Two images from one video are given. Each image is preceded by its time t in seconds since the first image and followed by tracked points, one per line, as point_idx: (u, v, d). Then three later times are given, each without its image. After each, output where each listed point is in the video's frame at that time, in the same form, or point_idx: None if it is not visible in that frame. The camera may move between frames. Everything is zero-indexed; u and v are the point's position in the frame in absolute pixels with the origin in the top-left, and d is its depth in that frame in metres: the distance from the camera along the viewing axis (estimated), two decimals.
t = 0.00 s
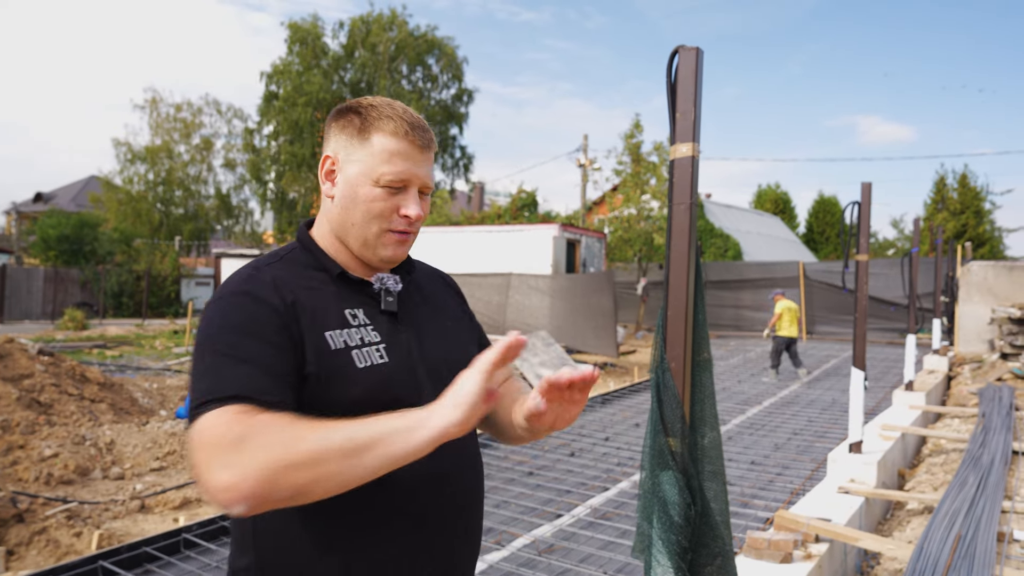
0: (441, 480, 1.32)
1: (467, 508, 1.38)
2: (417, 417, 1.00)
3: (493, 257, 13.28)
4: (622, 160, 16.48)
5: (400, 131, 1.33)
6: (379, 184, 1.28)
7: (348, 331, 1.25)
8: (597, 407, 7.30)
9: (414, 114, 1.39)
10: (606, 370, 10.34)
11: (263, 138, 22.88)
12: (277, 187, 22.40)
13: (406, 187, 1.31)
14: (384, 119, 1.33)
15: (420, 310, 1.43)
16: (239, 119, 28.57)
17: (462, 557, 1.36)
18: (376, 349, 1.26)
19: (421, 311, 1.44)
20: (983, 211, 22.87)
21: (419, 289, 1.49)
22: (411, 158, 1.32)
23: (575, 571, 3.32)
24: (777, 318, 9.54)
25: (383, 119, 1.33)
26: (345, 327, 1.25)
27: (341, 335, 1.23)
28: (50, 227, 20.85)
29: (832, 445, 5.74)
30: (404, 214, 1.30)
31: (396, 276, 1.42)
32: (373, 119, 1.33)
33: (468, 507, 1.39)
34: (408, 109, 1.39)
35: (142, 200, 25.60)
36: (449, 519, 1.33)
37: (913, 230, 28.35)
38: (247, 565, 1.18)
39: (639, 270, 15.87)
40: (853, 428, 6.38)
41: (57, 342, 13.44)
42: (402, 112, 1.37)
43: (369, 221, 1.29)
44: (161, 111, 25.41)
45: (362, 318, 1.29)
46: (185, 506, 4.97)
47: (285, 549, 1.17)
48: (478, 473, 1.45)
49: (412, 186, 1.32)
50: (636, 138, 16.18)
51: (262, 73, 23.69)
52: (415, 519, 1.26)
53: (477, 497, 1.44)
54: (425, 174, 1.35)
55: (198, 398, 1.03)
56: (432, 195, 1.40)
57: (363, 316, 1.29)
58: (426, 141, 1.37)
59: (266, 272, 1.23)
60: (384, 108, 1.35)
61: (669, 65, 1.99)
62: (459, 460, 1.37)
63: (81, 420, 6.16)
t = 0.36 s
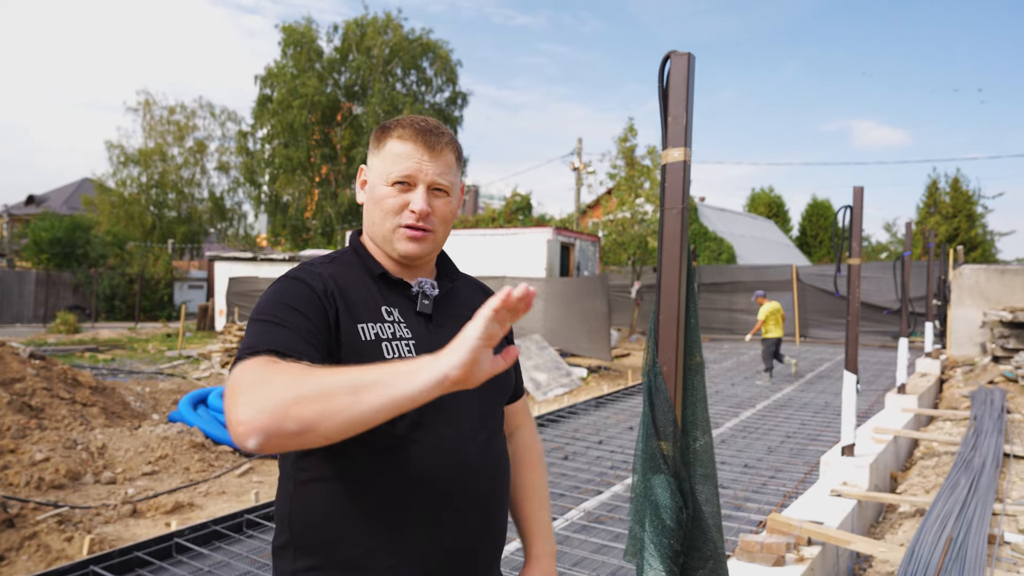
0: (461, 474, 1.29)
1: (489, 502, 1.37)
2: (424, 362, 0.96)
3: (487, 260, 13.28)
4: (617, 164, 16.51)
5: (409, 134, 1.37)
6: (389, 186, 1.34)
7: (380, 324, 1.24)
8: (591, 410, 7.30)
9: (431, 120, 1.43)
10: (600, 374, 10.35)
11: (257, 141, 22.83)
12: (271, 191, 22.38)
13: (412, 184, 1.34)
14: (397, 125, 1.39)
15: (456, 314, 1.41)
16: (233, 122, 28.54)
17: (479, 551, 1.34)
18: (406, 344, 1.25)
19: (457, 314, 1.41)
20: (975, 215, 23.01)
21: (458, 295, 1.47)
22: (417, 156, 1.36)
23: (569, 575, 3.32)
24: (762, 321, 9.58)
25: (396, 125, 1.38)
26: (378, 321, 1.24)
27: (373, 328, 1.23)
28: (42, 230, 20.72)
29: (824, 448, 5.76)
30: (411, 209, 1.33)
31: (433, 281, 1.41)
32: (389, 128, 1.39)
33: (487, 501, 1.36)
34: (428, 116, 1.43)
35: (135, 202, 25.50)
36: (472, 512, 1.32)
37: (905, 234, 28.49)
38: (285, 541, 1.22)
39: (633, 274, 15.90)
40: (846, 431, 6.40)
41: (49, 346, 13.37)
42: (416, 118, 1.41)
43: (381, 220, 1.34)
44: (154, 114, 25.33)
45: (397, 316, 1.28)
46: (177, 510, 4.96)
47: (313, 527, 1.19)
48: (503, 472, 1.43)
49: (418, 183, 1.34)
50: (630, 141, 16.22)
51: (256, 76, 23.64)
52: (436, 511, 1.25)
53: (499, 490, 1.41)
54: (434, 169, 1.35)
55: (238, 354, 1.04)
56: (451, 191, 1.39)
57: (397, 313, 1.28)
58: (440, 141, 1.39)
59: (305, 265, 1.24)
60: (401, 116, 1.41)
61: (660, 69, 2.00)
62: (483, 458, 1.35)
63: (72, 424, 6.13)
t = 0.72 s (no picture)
0: (447, 472, 1.26)
1: (481, 504, 1.33)
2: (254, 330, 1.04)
3: (480, 256, 13.25)
4: (609, 160, 16.51)
5: (409, 131, 1.41)
6: (388, 181, 1.39)
7: (366, 319, 1.25)
8: (583, 406, 7.30)
9: (434, 119, 1.47)
10: (592, 370, 10.35)
11: (248, 136, 22.69)
12: (262, 186, 22.27)
13: (411, 180, 1.38)
14: (399, 125, 1.44)
15: (458, 310, 1.38)
16: (224, 117, 28.35)
17: (469, 552, 1.31)
18: (391, 338, 1.24)
19: (460, 310, 1.39)
20: (965, 211, 23.14)
21: (466, 293, 1.44)
22: (416, 153, 1.40)
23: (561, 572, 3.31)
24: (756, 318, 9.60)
25: (397, 124, 1.44)
26: (365, 316, 1.25)
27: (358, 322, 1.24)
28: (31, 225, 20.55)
29: (815, 444, 5.78)
30: (408, 205, 1.37)
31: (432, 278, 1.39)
32: (391, 126, 1.44)
33: (478, 502, 1.32)
34: (430, 115, 1.47)
35: (125, 198, 25.31)
36: (456, 517, 1.28)
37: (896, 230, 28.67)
38: (279, 533, 1.25)
39: (625, 270, 15.93)
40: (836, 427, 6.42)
41: (37, 342, 13.25)
42: (419, 118, 1.46)
43: (382, 215, 1.38)
44: (144, 108, 25.15)
45: (387, 312, 1.28)
46: (168, 507, 4.92)
47: (301, 518, 1.22)
48: (498, 476, 1.38)
49: (417, 178, 1.38)
50: (623, 138, 16.23)
51: (247, 70, 23.46)
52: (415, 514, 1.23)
53: (494, 492, 1.37)
54: (431, 165, 1.39)
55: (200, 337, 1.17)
56: (450, 187, 1.42)
57: (388, 310, 1.28)
58: (438, 137, 1.43)
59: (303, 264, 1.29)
60: (402, 116, 1.46)
61: (652, 66, 1.98)
62: (473, 461, 1.31)
63: (61, 421, 6.07)
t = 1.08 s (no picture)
0: (411, 482, 1.24)
1: (452, 512, 1.30)
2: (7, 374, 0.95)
3: (472, 255, 13.23)
4: (601, 158, 16.51)
5: (379, 120, 1.39)
6: (357, 172, 1.37)
7: (324, 319, 1.25)
8: (575, 405, 7.29)
9: (407, 107, 1.44)
10: (585, 368, 10.35)
11: (239, 133, 22.57)
12: (252, 184, 22.17)
13: (380, 171, 1.36)
14: (370, 112, 1.41)
15: (429, 308, 1.35)
16: (214, 114, 28.18)
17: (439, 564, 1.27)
18: (350, 339, 1.24)
19: (432, 308, 1.36)
20: (955, 211, 23.28)
21: (441, 290, 1.41)
22: (386, 142, 1.37)
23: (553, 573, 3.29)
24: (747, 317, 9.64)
25: (367, 112, 1.41)
26: (323, 316, 1.25)
27: (315, 322, 1.24)
28: (20, 223, 20.37)
29: (807, 443, 5.79)
30: (377, 196, 1.35)
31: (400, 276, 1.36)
32: (360, 114, 1.42)
33: (447, 514, 1.28)
34: (405, 104, 1.45)
35: (114, 196, 25.11)
36: (424, 526, 1.25)
37: (886, 229, 28.86)
38: (243, 544, 1.25)
39: (618, 269, 15.95)
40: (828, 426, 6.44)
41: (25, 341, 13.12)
42: (391, 106, 1.43)
43: (351, 206, 1.36)
44: (134, 106, 24.95)
45: (348, 311, 1.27)
46: (157, 507, 4.88)
47: (262, 529, 1.21)
48: (475, 482, 1.35)
49: (386, 169, 1.36)
50: (615, 136, 16.23)
51: (238, 68, 23.30)
52: (379, 524, 1.21)
53: (468, 503, 1.33)
54: (401, 155, 1.37)
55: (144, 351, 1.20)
56: (421, 179, 1.40)
57: (350, 309, 1.28)
58: (410, 126, 1.40)
59: (265, 263, 1.31)
60: (375, 104, 1.44)
61: (647, 63, 1.97)
62: (446, 469, 1.28)
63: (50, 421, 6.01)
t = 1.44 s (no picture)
0: (384, 498, 1.20)
1: (430, 526, 1.26)
2: None
3: (466, 255, 13.20)
4: (595, 158, 16.49)
5: (343, 111, 1.35)
6: (322, 168, 1.33)
7: (288, 329, 1.21)
8: (571, 405, 7.27)
9: (372, 97, 1.40)
10: (580, 368, 10.32)
11: (231, 135, 22.46)
12: (245, 186, 22.09)
13: (347, 166, 1.33)
14: (332, 102, 1.37)
15: (401, 310, 1.32)
16: (207, 116, 28.06)
17: None
18: (316, 350, 1.21)
19: (404, 311, 1.33)
20: (948, 208, 23.35)
21: (412, 290, 1.38)
22: (353, 135, 1.34)
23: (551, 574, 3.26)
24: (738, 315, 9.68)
25: (330, 103, 1.37)
26: (287, 326, 1.22)
27: (277, 333, 1.21)
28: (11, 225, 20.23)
29: (804, 441, 5.78)
30: (345, 193, 1.31)
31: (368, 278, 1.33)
32: (321, 105, 1.38)
33: (426, 529, 1.26)
34: (369, 93, 1.41)
35: (107, 198, 24.97)
36: (402, 539, 1.22)
37: (879, 227, 28.95)
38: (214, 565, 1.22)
39: (612, 268, 15.94)
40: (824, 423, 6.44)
41: (17, 345, 13.03)
42: (356, 95, 1.39)
43: (317, 204, 1.32)
44: (126, 108, 24.80)
45: (314, 318, 1.24)
46: (151, 512, 4.83)
47: (230, 550, 1.18)
48: (455, 491, 1.32)
49: (354, 164, 1.33)
50: (608, 135, 16.22)
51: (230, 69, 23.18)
52: (356, 540, 1.18)
53: (445, 519, 1.30)
54: (370, 149, 1.34)
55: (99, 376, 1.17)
56: (392, 174, 1.37)
57: (316, 316, 1.25)
58: (376, 118, 1.37)
59: (225, 270, 1.27)
60: (337, 94, 1.39)
61: (642, 60, 1.94)
62: (424, 480, 1.25)
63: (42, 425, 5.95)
